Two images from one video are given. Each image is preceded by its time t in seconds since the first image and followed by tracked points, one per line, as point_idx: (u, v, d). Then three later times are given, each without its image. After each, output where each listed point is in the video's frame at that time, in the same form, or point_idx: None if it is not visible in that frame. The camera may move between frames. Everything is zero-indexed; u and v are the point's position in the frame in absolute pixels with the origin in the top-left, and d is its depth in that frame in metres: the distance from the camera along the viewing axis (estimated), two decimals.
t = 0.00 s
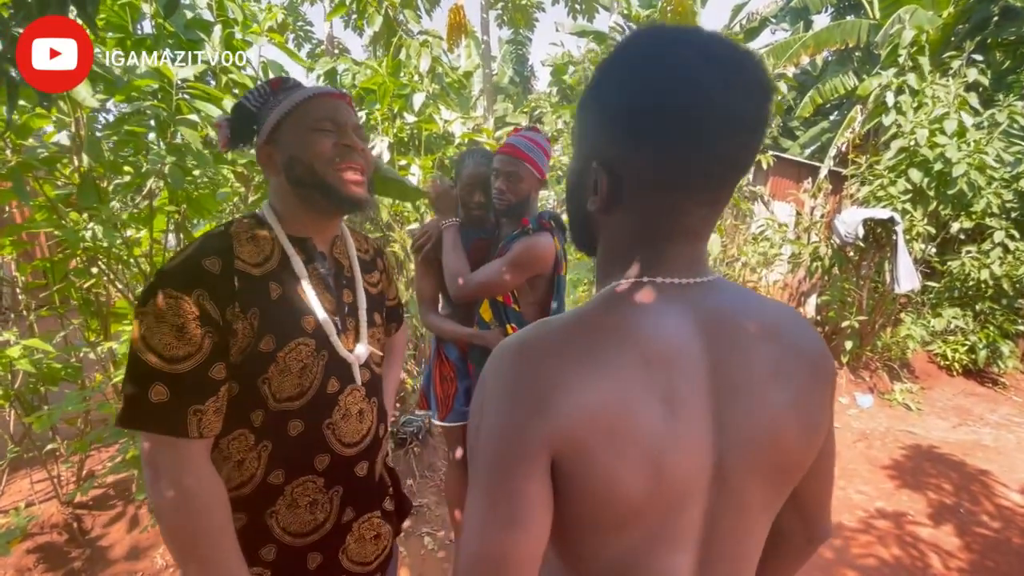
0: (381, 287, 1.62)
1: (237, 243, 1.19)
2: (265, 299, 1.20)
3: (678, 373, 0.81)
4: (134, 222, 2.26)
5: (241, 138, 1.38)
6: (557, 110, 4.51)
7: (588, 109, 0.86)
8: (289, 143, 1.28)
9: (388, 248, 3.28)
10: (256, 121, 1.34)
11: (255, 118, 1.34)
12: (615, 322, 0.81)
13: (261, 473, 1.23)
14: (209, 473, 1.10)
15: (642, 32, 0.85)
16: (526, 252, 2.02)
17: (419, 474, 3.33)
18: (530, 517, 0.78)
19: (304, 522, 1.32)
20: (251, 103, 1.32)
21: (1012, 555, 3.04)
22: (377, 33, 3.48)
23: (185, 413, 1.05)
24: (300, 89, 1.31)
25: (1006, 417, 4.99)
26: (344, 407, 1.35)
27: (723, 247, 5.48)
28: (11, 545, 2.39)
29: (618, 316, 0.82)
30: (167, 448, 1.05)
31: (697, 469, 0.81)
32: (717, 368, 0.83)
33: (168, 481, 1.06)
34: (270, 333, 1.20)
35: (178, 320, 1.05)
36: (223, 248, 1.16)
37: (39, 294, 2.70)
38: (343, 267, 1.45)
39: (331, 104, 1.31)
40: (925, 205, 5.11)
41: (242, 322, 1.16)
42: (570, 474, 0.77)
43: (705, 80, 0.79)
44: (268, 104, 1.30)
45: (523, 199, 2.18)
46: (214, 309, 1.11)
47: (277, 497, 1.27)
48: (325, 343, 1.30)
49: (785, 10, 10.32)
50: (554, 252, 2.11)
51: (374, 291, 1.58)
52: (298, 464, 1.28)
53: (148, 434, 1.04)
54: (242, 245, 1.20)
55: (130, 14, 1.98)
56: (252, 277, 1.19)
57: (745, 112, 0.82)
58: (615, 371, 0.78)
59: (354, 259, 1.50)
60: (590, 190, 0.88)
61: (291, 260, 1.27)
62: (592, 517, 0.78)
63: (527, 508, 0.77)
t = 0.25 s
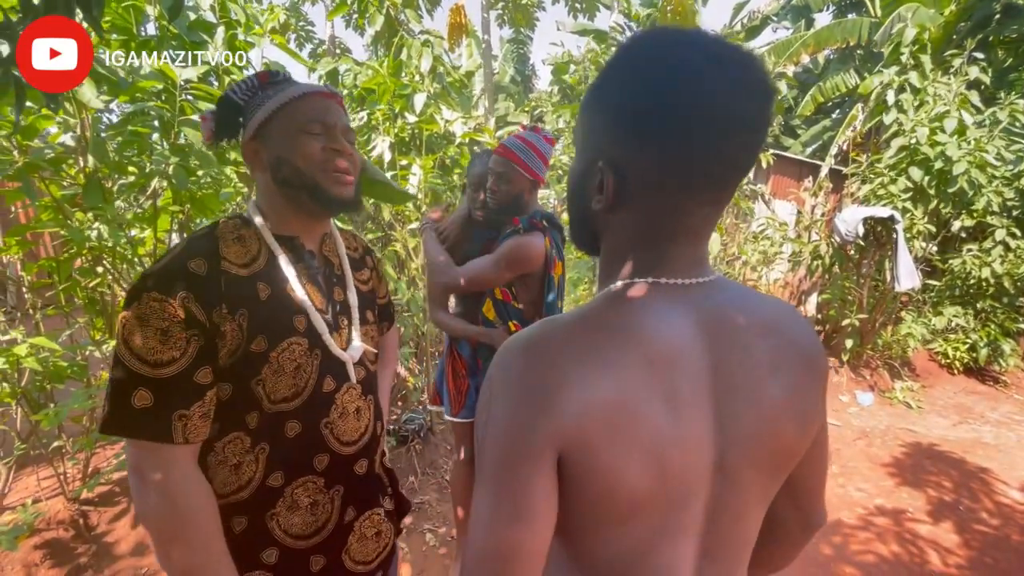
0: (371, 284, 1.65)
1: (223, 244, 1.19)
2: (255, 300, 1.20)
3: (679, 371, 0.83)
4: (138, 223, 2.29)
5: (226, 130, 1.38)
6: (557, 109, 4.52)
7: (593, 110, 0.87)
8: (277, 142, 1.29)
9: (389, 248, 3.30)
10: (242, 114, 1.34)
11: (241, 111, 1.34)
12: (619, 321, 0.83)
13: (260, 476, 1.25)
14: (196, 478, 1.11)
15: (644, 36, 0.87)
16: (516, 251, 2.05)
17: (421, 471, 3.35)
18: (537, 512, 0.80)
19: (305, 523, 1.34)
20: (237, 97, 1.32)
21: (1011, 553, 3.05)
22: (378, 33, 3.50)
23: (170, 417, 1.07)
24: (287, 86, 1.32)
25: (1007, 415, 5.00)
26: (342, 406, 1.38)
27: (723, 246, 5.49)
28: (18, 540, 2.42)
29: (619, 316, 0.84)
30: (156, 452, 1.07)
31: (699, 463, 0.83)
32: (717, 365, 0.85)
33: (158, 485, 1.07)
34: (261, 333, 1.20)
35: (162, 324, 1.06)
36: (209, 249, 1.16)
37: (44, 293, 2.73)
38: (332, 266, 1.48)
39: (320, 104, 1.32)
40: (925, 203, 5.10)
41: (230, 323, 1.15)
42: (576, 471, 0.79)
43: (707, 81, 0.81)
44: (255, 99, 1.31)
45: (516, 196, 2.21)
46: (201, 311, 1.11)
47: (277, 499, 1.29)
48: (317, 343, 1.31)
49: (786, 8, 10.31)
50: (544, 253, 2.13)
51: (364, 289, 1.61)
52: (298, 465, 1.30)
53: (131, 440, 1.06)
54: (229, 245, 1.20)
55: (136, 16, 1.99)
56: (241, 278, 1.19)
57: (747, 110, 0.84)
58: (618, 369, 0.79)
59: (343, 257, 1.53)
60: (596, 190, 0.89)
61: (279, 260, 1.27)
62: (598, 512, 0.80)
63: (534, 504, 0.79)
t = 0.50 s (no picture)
0: (364, 285, 1.67)
1: (217, 244, 1.21)
2: (249, 301, 1.22)
3: (674, 363, 0.85)
4: (142, 222, 2.31)
5: (221, 124, 1.38)
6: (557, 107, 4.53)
7: (589, 110, 0.89)
8: (276, 143, 1.30)
9: (389, 246, 3.32)
10: (239, 110, 1.34)
11: (238, 105, 1.34)
12: (616, 314, 0.85)
13: (255, 478, 1.26)
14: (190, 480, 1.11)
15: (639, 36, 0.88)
16: (515, 251, 2.05)
17: (423, 468, 3.37)
18: (535, 499, 0.82)
19: (302, 523, 1.36)
20: (235, 92, 1.32)
21: (1010, 549, 3.06)
22: (379, 32, 3.51)
23: (164, 419, 1.07)
24: (288, 87, 1.33)
25: (1007, 413, 5.00)
26: (338, 407, 1.40)
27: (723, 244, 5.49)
28: (24, 536, 2.45)
29: (616, 308, 0.86)
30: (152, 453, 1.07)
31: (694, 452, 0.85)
32: (711, 357, 0.87)
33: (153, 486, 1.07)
34: (256, 335, 1.22)
35: (155, 325, 1.06)
36: (203, 250, 1.17)
37: (48, 291, 2.75)
38: (326, 265, 1.50)
39: (321, 107, 1.34)
40: (925, 201, 5.11)
41: (224, 324, 1.16)
42: (573, 459, 0.80)
43: (701, 79, 0.83)
44: (254, 97, 1.31)
45: (518, 196, 2.21)
46: (195, 313, 1.11)
47: (273, 500, 1.30)
48: (312, 344, 1.33)
49: (787, 6, 10.29)
50: (542, 251, 2.13)
51: (358, 288, 1.63)
52: (294, 467, 1.32)
53: (126, 442, 1.05)
54: (223, 245, 1.21)
55: (138, 15, 2.01)
56: (235, 278, 1.20)
57: (740, 107, 0.86)
58: (615, 361, 0.81)
59: (337, 255, 1.55)
60: (592, 187, 0.91)
61: (273, 260, 1.30)
62: (595, 500, 0.82)
63: (533, 492, 0.81)
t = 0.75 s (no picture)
0: (358, 287, 1.68)
1: (210, 244, 1.22)
2: (241, 304, 1.23)
3: (667, 354, 0.86)
4: (145, 220, 2.33)
5: (211, 126, 1.40)
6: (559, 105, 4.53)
7: (579, 108, 0.90)
8: (265, 137, 1.31)
9: (390, 244, 3.34)
10: (227, 110, 1.35)
11: (225, 105, 1.36)
12: (609, 305, 0.86)
13: (239, 484, 1.27)
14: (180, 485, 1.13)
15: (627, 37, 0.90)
16: (523, 250, 2.06)
17: (424, 465, 3.39)
18: (532, 488, 0.83)
19: (284, 531, 1.36)
20: (222, 93, 1.34)
21: (1010, 545, 3.07)
22: (380, 30, 3.52)
23: (156, 424, 1.08)
24: (274, 81, 1.34)
25: (1008, 410, 5.01)
26: (325, 415, 1.41)
27: (725, 241, 5.49)
28: (30, 531, 2.47)
29: (609, 300, 0.87)
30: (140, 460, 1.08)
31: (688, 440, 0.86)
32: (704, 347, 0.88)
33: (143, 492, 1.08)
34: (248, 340, 1.23)
35: (146, 327, 1.06)
36: (196, 252, 1.18)
37: (53, 289, 2.77)
38: (320, 266, 1.50)
39: (308, 97, 1.35)
40: (927, 198, 5.11)
41: (216, 327, 1.18)
42: (568, 447, 0.82)
43: (688, 76, 0.85)
44: (240, 95, 1.32)
45: (529, 196, 2.21)
46: (187, 316, 1.13)
47: (255, 508, 1.30)
48: (304, 348, 1.34)
49: (789, 3, 10.28)
50: (551, 249, 2.15)
51: (351, 290, 1.63)
52: (278, 475, 1.33)
53: (113, 449, 1.06)
54: (215, 245, 1.22)
55: (142, 15, 2.02)
56: (227, 281, 1.21)
57: (726, 102, 0.88)
58: (609, 352, 0.82)
59: (331, 258, 1.55)
60: (584, 183, 0.92)
61: (267, 260, 1.31)
62: (590, 489, 0.83)
63: (530, 481, 0.83)
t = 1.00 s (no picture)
0: (353, 285, 1.68)
1: (204, 245, 1.22)
2: (237, 304, 1.24)
3: (663, 353, 0.86)
4: (148, 220, 2.34)
5: (213, 115, 1.40)
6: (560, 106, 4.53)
7: (575, 108, 0.91)
8: (266, 139, 1.32)
9: (392, 245, 3.35)
10: (230, 103, 1.35)
11: (229, 97, 1.36)
12: (607, 305, 0.86)
13: (240, 484, 1.27)
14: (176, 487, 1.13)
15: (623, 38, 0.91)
16: (528, 254, 2.07)
17: (426, 464, 3.40)
18: (532, 487, 0.84)
19: (286, 530, 1.38)
20: (228, 86, 1.34)
21: (1012, 545, 3.07)
22: (382, 31, 3.52)
23: (151, 425, 1.09)
24: (281, 83, 1.33)
25: (1009, 409, 5.00)
26: (324, 413, 1.41)
27: (726, 241, 5.50)
28: (33, 531, 2.48)
29: (607, 301, 0.87)
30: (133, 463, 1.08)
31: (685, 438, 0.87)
32: (702, 346, 0.88)
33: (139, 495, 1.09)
34: (244, 340, 1.24)
35: (141, 328, 1.07)
36: (190, 252, 1.18)
37: (56, 289, 2.78)
38: (315, 265, 1.52)
39: (314, 106, 1.34)
40: (927, 198, 5.12)
41: (212, 328, 1.18)
42: (568, 446, 0.82)
43: (683, 76, 0.86)
44: (245, 92, 1.32)
45: (534, 199, 2.19)
46: (182, 317, 1.13)
47: (257, 507, 1.31)
48: (300, 348, 1.35)
49: (789, 3, 10.28)
50: (554, 254, 2.17)
51: (346, 290, 1.64)
52: (279, 474, 1.33)
53: (108, 451, 1.07)
54: (210, 246, 1.22)
55: (144, 16, 2.03)
56: (223, 282, 1.22)
57: (721, 102, 0.88)
58: (606, 351, 0.83)
59: (325, 257, 1.56)
60: (580, 183, 0.92)
61: (262, 261, 1.31)
62: (590, 488, 0.84)
63: (530, 481, 0.83)
